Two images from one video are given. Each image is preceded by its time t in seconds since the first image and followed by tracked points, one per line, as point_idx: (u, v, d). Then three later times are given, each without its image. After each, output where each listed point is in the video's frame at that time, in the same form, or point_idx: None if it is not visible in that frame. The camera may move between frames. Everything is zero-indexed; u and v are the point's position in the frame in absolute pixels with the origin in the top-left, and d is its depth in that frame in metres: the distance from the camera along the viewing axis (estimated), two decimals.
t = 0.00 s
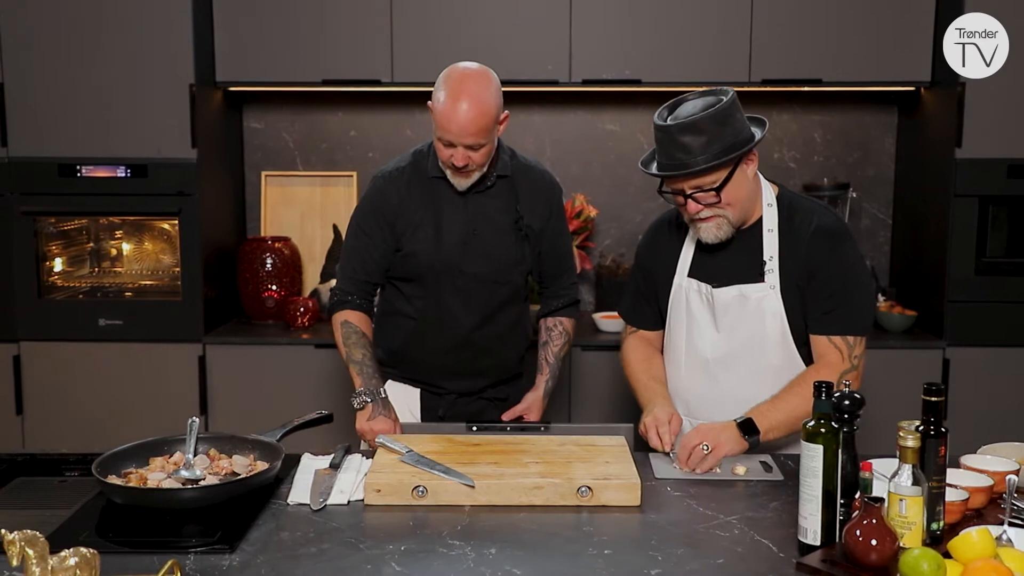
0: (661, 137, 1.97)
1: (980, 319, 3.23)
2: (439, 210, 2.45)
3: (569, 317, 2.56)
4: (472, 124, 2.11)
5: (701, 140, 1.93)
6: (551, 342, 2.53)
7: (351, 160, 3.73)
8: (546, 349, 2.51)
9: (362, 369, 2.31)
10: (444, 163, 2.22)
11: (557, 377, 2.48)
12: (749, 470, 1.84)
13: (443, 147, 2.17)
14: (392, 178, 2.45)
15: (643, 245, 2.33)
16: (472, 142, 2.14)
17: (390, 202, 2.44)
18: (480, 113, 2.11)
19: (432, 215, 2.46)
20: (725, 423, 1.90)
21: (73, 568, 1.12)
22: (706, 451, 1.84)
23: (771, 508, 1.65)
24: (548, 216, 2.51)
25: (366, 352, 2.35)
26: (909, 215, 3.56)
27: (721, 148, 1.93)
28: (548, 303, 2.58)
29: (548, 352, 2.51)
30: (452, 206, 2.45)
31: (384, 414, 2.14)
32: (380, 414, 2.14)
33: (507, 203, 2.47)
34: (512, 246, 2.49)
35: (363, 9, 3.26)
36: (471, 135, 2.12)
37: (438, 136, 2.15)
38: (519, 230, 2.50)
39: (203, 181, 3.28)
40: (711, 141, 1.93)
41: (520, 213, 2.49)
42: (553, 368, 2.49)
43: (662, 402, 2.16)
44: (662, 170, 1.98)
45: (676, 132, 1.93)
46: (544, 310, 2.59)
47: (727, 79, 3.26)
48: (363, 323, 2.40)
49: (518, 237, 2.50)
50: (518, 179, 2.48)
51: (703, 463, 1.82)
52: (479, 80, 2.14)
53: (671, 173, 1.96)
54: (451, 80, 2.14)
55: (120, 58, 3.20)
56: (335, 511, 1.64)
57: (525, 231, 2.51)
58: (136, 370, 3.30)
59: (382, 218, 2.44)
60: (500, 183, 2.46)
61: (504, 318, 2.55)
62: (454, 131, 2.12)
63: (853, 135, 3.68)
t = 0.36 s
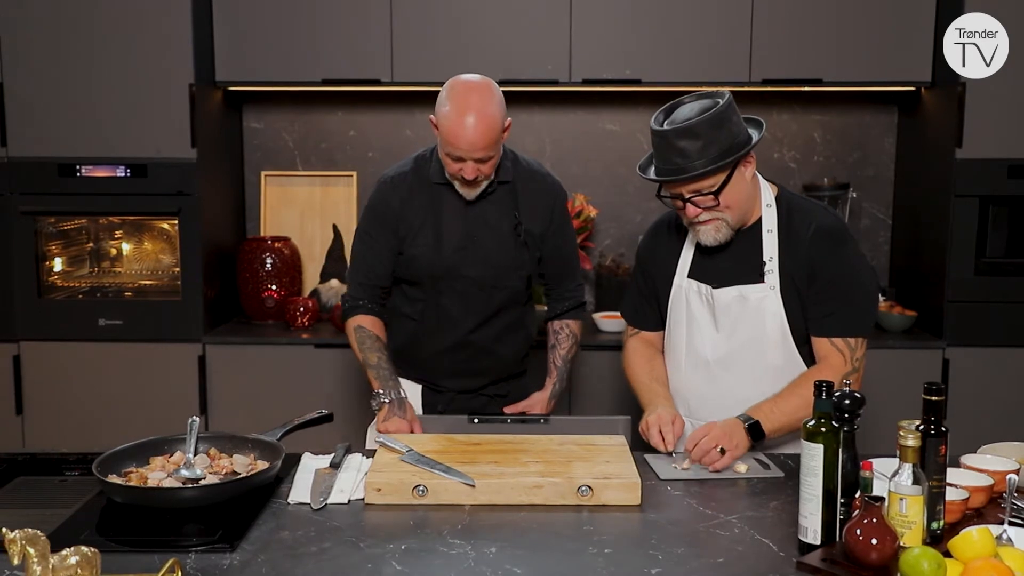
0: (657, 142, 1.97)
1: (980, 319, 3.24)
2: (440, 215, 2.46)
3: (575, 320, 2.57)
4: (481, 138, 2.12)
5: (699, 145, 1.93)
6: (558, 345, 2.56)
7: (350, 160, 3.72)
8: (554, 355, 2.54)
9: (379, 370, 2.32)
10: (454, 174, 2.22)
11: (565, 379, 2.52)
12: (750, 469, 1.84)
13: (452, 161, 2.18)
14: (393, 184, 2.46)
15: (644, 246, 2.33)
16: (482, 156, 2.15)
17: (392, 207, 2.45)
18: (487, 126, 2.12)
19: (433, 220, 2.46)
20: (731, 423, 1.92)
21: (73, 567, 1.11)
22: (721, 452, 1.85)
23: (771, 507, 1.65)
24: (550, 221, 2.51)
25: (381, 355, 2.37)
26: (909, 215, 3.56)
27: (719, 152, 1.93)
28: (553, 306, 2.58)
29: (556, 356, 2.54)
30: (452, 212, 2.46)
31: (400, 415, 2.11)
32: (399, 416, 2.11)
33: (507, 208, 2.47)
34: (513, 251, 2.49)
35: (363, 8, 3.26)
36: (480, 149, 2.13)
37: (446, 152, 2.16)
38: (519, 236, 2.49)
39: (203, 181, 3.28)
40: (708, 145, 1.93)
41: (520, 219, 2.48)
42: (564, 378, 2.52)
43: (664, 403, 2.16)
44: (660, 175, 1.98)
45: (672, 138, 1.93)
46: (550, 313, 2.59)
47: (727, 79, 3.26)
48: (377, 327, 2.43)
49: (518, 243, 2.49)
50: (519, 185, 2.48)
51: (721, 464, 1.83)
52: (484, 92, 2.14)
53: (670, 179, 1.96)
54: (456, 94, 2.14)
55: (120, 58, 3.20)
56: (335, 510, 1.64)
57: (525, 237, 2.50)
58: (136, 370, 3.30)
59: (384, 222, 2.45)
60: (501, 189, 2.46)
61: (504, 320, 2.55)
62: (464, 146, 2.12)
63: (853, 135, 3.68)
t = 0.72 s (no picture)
0: (656, 141, 1.97)
1: (980, 319, 3.23)
2: (445, 214, 2.46)
3: (577, 318, 2.55)
4: (497, 138, 2.12)
5: (698, 144, 1.93)
6: (561, 343, 2.53)
7: (350, 160, 3.72)
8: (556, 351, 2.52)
9: (393, 379, 2.32)
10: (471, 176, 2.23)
11: (568, 377, 2.50)
12: (750, 468, 1.84)
13: (470, 164, 2.19)
14: (400, 184, 2.46)
15: (642, 245, 2.33)
16: (499, 155, 2.16)
17: (399, 207, 2.45)
18: (499, 126, 2.12)
19: (438, 219, 2.46)
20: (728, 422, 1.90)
21: (72, 566, 1.11)
22: (716, 458, 1.83)
23: (771, 506, 1.65)
24: (553, 220, 2.51)
25: (395, 363, 2.35)
26: (909, 215, 3.56)
27: (717, 151, 1.93)
28: (555, 305, 2.58)
29: (559, 354, 2.52)
30: (457, 212, 2.46)
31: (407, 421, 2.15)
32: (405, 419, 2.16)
33: (511, 207, 2.48)
34: (516, 250, 2.49)
35: (363, 8, 3.26)
36: (497, 148, 2.14)
37: (464, 155, 2.16)
38: (523, 235, 2.49)
39: (202, 180, 3.28)
40: (707, 144, 1.93)
41: (523, 219, 2.48)
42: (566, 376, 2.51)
43: (665, 403, 2.15)
44: (659, 173, 1.98)
45: (671, 137, 1.93)
46: (553, 311, 2.58)
47: (726, 79, 3.26)
48: (393, 333, 2.41)
49: (521, 241, 2.49)
50: (523, 185, 2.48)
51: (714, 468, 1.81)
52: (492, 92, 2.15)
53: (668, 178, 1.96)
54: (465, 98, 2.14)
55: (120, 57, 3.20)
56: (334, 509, 1.63)
57: (529, 235, 2.50)
58: (135, 370, 3.29)
59: (391, 223, 2.45)
60: (505, 188, 2.47)
61: (507, 318, 2.55)
62: (483, 148, 2.13)
63: (853, 135, 3.68)
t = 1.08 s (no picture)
0: (654, 138, 1.97)
1: (980, 318, 3.23)
2: (449, 211, 2.45)
3: (586, 302, 2.59)
4: (510, 136, 2.12)
5: (696, 141, 1.92)
6: (569, 327, 2.57)
7: (349, 158, 3.72)
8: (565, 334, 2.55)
9: (390, 377, 2.32)
10: (482, 172, 2.24)
11: (578, 357, 2.53)
12: (750, 466, 1.83)
13: (481, 162, 2.19)
14: (404, 182, 2.45)
15: (640, 242, 2.32)
16: (510, 152, 2.16)
17: (404, 204, 2.44)
18: (510, 123, 2.12)
19: (442, 216, 2.45)
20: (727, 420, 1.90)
21: (71, 564, 1.10)
22: (714, 455, 1.83)
23: (771, 504, 1.65)
24: (557, 216, 2.51)
25: (394, 360, 2.36)
26: (909, 213, 3.56)
27: (715, 148, 1.93)
28: (562, 292, 2.61)
29: (568, 337, 2.56)
30: (461, 208, 2.45)
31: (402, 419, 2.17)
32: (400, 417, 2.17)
33: (514, 202, 2.47)
34: (520, 246, 2.49)
35: (363, 6, 3.25)
36: (510, 145, 2.14)
37: (475, 153, 2.16)
38: (527, 231, 2.49)
39: (201, 178, 3.28)
40: (704, 141, 1.92)
41: (528, 215, 2.48)
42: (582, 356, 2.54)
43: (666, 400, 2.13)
44: (656, 170, 1.98)
45: (669, 133, 1.93)
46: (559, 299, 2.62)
47: (726, 77, 3.26)
48: (393, 329, 2.41)
49: (524, 237, 2.49)
50: (527, 181, 2.47)
51: (711, 467, 1.81)
52: (500, 90, 2.15)
53: (666, 175, 1.96)
54: (472, 97, 2.13)
55: (120, 54, 3.20)
56: (334, 507, 1.63)
57: (533, 232, 2.50)
58: (134, 368, 3.29)
59: (396, 221, 2.44)
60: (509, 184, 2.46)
61: (510, 313, 2.55)
62: (495, 146, 2.13)
63: (853, 133, 3.68)
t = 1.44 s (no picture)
0: (655, 134, 1.97)
1: (980, 315, 3.23)
2: (447, 208, 2.45)
3: (588, 299, 2.54)
4: (489, 131, 2.11)
5: (697, 140, 1.92)
6: (573, 322, 2.49)
7: (349, 155, 3.71)
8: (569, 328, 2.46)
9: (398, 366, 2.33)
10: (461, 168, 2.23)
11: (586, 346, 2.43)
12: (750, 465, 1.83)
13: (460, 155, 2.18)
14: (403, 178, 2.45)
15: (641, 239, 2.32)
16: (489, 148, 2.15)
17: (402, 201, 2.45)
18: (493, 118, 2.11)
19: (439, 213, 2.45)
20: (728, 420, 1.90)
21: (69, 563, 1.10)
22: (714, 455, 1.83)
23: (771, 502, 1.65)
24: (556, 214, 2.49)
25: (399, 350, 2.38)
26: (908, 212, 3.56)
27: (714, 149, 1.92)
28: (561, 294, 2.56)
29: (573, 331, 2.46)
30: (459, 205, 2.45)
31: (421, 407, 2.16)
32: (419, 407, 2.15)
33: (513, 199, 2.46)
34: (519, 244, 2.49)
35: (362, 5, 3.25)
36: (489, 141, 2.13)
37: (454, 146, 2.15)
38: (524, 228, 2.48)
39: (200, 176, 3.27)
40: (706, 141, 1.92)
41: (525, 212, 2.47)
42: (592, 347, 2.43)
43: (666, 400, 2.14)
44: (656, 167, 1.98)
45: (671, 131, 1.92)
46: (560, 300, 2.56)
47: (726, 75, 3.25)
48: (392, 322, 2.44)
49: (522, 234, 2.48)
50: (525, 178, 2.46)
51: (710, 467, 1.81)
52: (489, 85, 2.14)
53: (665, 172, 1.96)
54: (462, 88, 2.13)
55: (119, 52, 3.19)
56: (333, 505, 1.63)
57: (530, 228, 2.49)
58: (134, 366, 3.29)
59: (394, 217, 2.45)
60: (507, 182, 2.45)
61: (510, 311, 2.55)
62: (473, 140, 2.12)
63: (853, 131, 3.67)
